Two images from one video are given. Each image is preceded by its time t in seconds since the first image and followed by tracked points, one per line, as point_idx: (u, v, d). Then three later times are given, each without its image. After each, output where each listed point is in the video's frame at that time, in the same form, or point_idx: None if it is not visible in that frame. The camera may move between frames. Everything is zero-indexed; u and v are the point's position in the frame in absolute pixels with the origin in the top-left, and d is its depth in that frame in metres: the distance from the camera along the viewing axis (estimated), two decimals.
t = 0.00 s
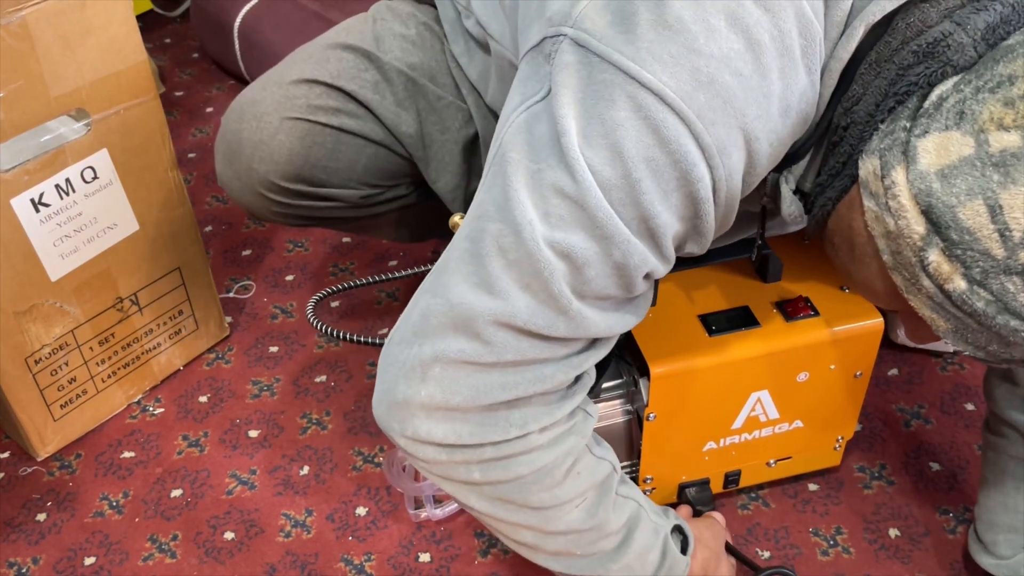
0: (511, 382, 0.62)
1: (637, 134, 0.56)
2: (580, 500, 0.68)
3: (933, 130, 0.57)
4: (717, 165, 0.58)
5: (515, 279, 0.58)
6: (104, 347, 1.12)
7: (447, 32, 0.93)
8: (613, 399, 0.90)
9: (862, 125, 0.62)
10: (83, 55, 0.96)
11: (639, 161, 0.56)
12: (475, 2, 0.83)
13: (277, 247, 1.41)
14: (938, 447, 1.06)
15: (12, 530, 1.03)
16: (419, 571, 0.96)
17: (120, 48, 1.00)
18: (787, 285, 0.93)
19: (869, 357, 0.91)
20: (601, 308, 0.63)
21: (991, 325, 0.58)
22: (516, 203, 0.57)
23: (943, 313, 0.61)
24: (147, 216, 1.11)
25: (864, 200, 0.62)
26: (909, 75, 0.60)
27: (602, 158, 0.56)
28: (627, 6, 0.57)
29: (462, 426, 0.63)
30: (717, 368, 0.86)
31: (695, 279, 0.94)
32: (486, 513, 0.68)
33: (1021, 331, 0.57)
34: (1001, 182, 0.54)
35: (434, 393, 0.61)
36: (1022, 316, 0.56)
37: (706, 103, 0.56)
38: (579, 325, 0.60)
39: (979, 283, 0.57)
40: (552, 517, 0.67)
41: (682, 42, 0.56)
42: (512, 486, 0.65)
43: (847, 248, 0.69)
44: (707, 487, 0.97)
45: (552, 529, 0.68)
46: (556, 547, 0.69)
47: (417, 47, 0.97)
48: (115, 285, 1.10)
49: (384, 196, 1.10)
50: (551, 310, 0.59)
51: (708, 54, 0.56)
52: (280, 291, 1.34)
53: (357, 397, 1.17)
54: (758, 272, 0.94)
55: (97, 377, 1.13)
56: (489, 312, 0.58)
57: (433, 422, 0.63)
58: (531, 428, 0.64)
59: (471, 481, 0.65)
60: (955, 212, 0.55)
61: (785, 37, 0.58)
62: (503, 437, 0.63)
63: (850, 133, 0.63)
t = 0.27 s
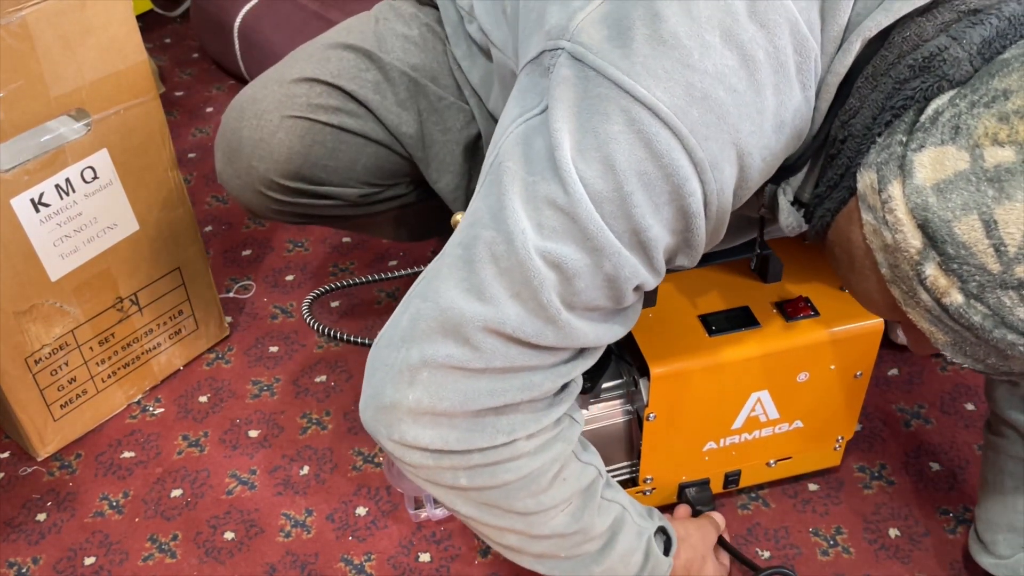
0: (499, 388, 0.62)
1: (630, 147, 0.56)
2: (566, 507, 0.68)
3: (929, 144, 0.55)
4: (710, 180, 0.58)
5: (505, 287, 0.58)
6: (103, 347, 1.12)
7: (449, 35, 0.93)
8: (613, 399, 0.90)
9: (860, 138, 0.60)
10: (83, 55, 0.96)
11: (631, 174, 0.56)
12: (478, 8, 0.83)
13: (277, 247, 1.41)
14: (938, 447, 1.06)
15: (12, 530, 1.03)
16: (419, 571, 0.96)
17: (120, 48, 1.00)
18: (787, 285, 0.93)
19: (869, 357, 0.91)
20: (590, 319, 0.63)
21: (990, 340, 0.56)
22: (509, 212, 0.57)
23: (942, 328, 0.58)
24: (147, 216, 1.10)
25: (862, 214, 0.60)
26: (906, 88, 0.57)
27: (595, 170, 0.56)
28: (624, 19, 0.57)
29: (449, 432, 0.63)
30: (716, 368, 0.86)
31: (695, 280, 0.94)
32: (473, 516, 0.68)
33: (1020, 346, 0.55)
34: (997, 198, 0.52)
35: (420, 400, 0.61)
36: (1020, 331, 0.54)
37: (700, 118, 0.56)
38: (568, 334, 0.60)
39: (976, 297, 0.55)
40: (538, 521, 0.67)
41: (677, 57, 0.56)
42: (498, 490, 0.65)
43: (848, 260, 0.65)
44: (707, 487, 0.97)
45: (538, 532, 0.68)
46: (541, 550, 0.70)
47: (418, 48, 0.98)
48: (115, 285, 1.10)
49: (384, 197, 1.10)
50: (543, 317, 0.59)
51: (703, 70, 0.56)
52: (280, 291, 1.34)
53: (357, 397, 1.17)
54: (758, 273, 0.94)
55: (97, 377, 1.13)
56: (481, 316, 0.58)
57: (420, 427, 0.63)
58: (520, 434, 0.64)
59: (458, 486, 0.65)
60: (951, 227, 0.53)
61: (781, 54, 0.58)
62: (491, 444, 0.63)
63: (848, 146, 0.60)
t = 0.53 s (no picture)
0: (501, 387, 0.62)
1: (631, 144, 0.55)
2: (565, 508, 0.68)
3: (927, 144, 0.54)
4: (710, 177, 0.58)
5: (506, 284, 0.58)
6: (103, 347, 1.12)
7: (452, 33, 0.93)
8: (613, 399, 0.90)
9: (857, 139, 0.59)
10: (83, 55, 0.96)
11: (632, 171, 0.56)
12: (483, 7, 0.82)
13: (277, 247, 1.41)
14: (938, 447, 1.06)
15: (12, 530, 1.03)
16: (419, 571, 0.96)
17: (120, 48, 1.00)
18: (787, 285, 0.93)
19: (869, 357, 0.91)
20: (591, 316, 0.62)
21: (986, 341, 0.55)
22: (510, 209, 0.57)
23: (938, 329, 0.58)
24: (146, 216, 1.10)
25: (859, 214, 0.59)
26: (904, 88, 0.57)
27: (595, 168, 0.56)
28: (624, 17, 0.57)
29: (450, 432, 0.62)
30: (716, 368, 0.86)
31: (696, 279, 0.94)
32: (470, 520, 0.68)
33: (1016, 346, 0.54)
34: (993, 198, 0.51)
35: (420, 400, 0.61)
36: (1016, 331, 0.54)
37: (700, 115, 0.56)
38: (569, 332, 0.60)
39: (973, 298, 0.54)
40: (539, 523, 0.67)
41: (678, 54, 0.55)
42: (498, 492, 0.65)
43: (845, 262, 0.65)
44: (707, 487, 0.97)
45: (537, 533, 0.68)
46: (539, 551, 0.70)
47: (423, 44, 0.98)
48: (115, 286, 1.10)
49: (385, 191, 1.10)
50: (540, 316, 0.59)
51: (704, 67, 0.56)
52: (280, 291, 1.34)
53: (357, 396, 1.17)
54: (758, 273, 0.94)
55: (97, 377, 1.13)
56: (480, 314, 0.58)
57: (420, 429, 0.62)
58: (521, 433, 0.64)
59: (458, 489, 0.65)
60: (948, 227, 0.53)
61: (781, 52, 0.58)
62: (492, 444, 0.63)
63: (845, 147, 0.60)
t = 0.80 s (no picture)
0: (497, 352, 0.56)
1: (632, 72, 0.52)
2: (561, 489, 0.63)
3: (923, 63, 0.50)
4: (712, 110, 0.54)
5: (506, 213, 0.53)
6: (103, 346, 1.12)
7: (454, 20, 0.96)
8: (613, 399, 0.90)
9: (851, 80, 0.56)
10: (82, 55, 0.96)
11: (634, 100, 0.53)
12: None
13: (277, 247, 1.41)
14: (938, 447, 1.06)
15: (12, 530, 1.03)
16: (419, 571, 0.96)
17: (120, 48, 1.00)
18: (787, 284, 0.93)
19: (869, 357, 0.91)
20: (594, 257, 0.58)
21: (982, 267, 0.50)
22: (506, 138, 0.53)
23: (933, 263, 0.52)
24: (146, 215, 1.10)
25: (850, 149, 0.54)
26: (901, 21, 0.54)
27: (596, 97, 0.52)
28: None
29: (438, 405, 0.57)
30: (717, 369, 0.86)
31: (695, 273, 0.94)
32: (455, 510, 0.62)
33: (1018, 269, 0.48)
34: (992, 99, 0.47)
35: (410, 374, 0.56)
36: (1017, 251, 0.48)
37: (699, 47, 0.53)
38: (573, 268, 0.55)
39: (970, 215, 0.48)
40: (538, 495, 0.61)
41: None
42: (489, 474, 0.59)
43: (836, 217, 0.60)
44: (707, 488, 0.97)
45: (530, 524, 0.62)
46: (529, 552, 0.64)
47: (423, 32, 0.98)
48: (115, 286, 1.10)
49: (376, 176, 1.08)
50: (539, 251, 0.54)
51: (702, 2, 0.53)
52: (281, 291, 1.34)
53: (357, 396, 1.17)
54: (758, 272, 0.94)
55: (97, 377, 1.13)
56: (473, 253, 0.53)
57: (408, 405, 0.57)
58: (517, 404, 0.58)
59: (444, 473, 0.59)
60: (945, 138, 0.48)
61: None
62: (486, 417, 0.57)
63: (839, 90, 0.57)
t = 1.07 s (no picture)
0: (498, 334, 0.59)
1: (618, 35, 0.55)
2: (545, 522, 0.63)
3: None
4: (697, 64, 0.57)
5: (506, 180, 0.56)
6: (103, 346, 1.12)
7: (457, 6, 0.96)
8: (613, 399, 0.89)
9: (838, 27, 0.60)
10: (83, 55, 0.96)
11: (621, 59, 0.55)
12: None
13: (277, 247, 1.41)
14: (938, 447, 1.06)
15: (12, 530, 1.03)
16: (419, 571, 0.96)
17: (120, 48, 1.00)
18: (787, 284, 0.93)
19: (869, 357, 0.91)
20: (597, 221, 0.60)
21: (972, 179, 0.54)
22: (504, 109, 0.56)
23: (923, 183, 0.56)
24: (146, 215, 1.10)
25: (839, 85, 0.58)
26: None
27: (583, 61, 0.55)
28: None
29: (439, 373, 0.59)
30: (717, 368, 0.86)
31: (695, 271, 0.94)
32: (432, 508, 0.62)
33: (1003, 174, 0.53)
34: (974, 11, 0.51)
35: (415, 339, 0.58)
36: (1002, 158, 0.52)
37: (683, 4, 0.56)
38: (576, 231, 0.57)
39: (956, 128, 0.53)
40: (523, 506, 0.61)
41: None
42: (476, 471, 0.60)
43: (825, 160, 0.64)
44: (707, 488, 0.97)
45: (502, 551, 0.62)
46: None
47: (426, 17, 0.98)
48: (115, 285, 1.10)
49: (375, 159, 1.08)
50: (540, 215, 0.56)
51: None
52: (281, 291, 1.34)
53: (357, 396, 1.17)
54: (758, 271, 0.94)
55: (97, 377, 1.13)
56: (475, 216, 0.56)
57: (410, 370, 0.59)
58: (517, 391, 0.60)
59: (435, 456, 0.60)
60: (930, 55, 0.52)
61: None
62: (483, 396, 0.59)
63: (827, 38, 0.60)
